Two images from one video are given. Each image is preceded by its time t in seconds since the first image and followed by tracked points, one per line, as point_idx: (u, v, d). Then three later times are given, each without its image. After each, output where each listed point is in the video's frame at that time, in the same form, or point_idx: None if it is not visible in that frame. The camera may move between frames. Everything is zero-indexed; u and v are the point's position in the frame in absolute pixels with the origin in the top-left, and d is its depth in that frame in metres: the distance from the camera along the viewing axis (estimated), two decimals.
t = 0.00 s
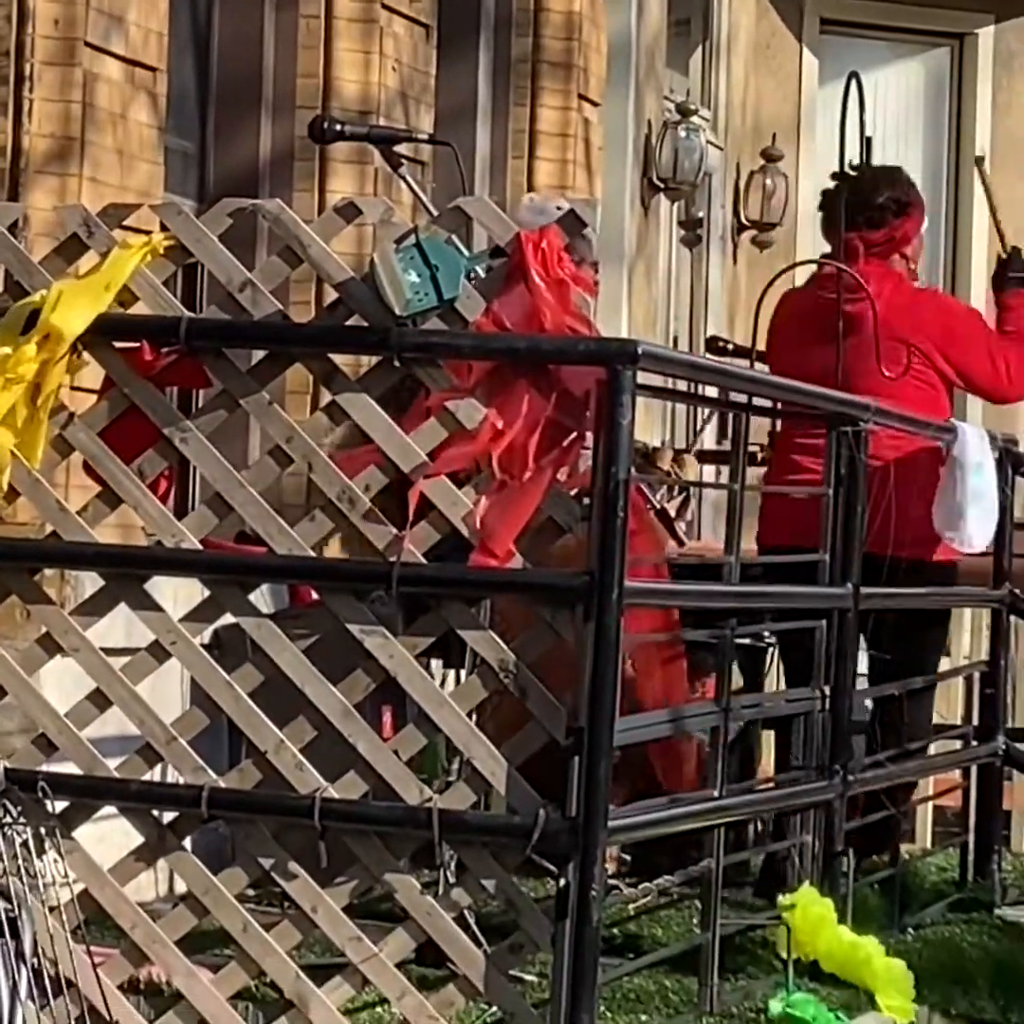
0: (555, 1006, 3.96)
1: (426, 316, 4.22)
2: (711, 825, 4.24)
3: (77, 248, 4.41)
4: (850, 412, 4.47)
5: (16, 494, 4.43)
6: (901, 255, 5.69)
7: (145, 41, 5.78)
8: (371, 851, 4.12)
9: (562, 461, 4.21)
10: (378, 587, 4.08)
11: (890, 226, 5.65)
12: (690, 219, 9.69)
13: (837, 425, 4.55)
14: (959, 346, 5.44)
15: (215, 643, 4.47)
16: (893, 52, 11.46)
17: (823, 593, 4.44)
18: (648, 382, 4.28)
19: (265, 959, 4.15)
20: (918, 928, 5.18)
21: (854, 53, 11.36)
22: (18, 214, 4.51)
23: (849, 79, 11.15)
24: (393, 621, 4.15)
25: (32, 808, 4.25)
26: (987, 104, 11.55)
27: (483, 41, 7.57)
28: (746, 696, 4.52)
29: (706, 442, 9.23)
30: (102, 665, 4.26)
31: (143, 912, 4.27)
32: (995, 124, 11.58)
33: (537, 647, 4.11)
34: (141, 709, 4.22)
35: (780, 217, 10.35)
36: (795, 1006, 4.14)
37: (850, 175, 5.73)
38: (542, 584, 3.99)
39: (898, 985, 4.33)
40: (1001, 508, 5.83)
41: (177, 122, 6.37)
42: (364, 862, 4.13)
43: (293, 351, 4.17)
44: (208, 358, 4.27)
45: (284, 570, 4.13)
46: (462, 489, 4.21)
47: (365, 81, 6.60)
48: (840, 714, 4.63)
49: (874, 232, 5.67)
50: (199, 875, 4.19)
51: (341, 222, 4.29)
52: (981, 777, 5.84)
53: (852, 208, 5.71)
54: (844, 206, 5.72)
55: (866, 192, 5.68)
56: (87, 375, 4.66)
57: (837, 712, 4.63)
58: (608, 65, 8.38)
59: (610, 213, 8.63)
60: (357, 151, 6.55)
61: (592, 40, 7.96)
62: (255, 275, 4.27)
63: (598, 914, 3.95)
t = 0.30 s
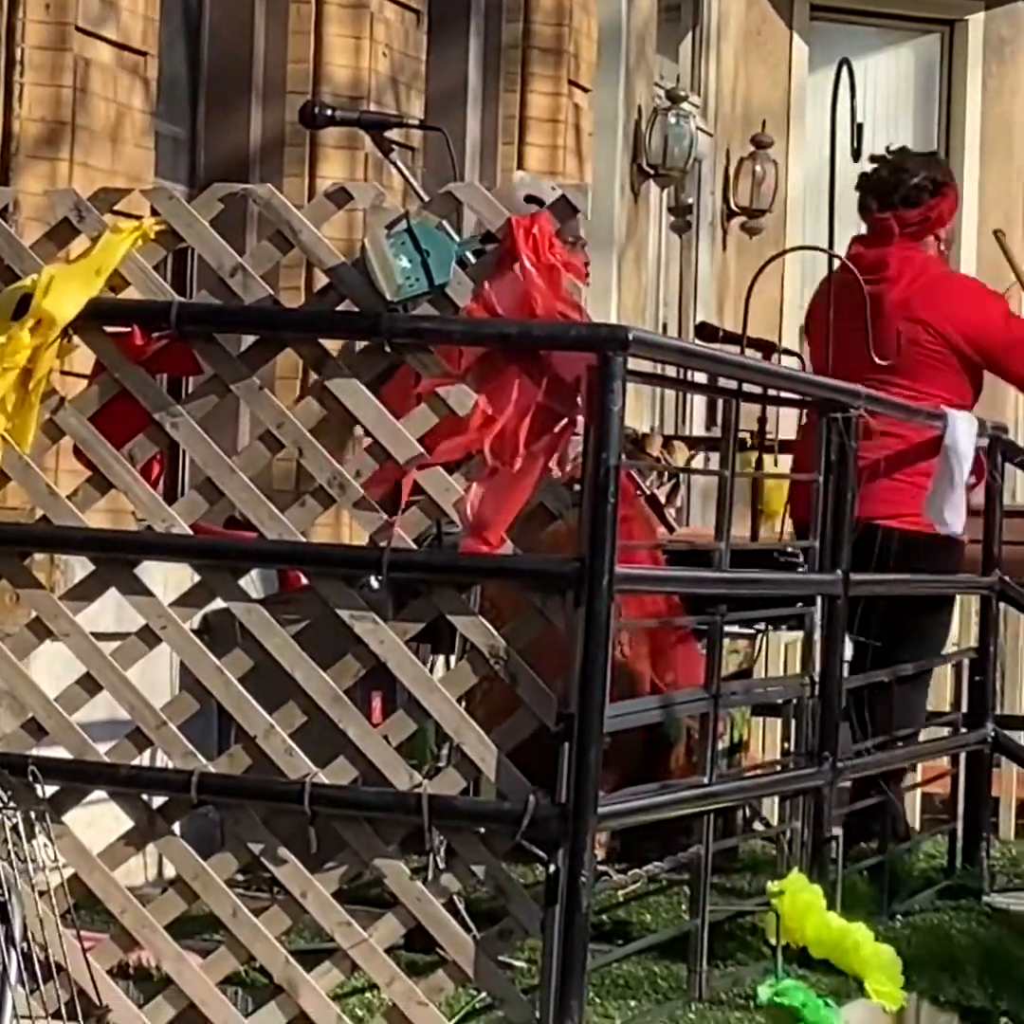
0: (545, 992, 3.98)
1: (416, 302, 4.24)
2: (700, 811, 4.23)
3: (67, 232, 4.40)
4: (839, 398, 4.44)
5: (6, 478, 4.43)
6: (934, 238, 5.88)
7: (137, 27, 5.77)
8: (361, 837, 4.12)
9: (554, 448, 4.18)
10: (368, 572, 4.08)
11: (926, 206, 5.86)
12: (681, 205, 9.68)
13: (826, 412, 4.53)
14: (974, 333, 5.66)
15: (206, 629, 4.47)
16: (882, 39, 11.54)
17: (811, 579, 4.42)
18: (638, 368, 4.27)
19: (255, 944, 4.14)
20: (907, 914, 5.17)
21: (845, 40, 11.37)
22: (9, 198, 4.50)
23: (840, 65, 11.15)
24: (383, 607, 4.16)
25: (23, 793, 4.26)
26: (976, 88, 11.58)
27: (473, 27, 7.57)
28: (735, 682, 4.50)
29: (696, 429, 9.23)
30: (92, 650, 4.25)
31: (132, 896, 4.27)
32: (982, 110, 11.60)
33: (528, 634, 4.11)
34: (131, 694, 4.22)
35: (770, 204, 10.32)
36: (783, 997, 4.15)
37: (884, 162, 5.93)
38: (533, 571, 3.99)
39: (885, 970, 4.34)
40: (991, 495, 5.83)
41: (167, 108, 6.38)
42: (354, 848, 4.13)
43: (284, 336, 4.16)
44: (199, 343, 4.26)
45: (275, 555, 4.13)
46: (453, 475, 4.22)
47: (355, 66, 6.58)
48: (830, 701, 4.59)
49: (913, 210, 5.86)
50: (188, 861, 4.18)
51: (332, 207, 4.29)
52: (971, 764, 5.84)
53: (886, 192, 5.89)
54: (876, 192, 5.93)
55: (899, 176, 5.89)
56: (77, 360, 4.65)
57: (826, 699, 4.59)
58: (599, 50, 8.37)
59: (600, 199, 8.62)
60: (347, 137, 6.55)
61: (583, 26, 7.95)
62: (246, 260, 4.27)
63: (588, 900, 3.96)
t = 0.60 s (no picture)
0: (531, 974, 3.98)
1: (404, 285, 4.25)
2: (687, 794, 4.24)
3: (55, 214, 4.39)
4: (828, 382, 4.44)
5: None
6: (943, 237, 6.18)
7: (126, 9, 5.76)
8: (347, 820, 4.12)
9: (542, 432, 4.18)
10: (356, 555, 4.08)
11: (931, 206, 6.17)
12: (668, 189, 9.66)
13: (814, 396, 4.53)
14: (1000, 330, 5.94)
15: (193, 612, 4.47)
16: (869, 24, 11.49)
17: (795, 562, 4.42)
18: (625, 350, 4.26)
19: (242, 927, 4.14)
20: (894, 899, 5.15)
21: (834, 25, 11.36)
22: None
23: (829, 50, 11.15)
24: (370, 590, 4.16)
25: (8, 775, 4.24)
26: (963, 75, 11.64)
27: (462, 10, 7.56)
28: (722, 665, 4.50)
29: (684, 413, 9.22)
30: (79, 632, 4.25)
31: (119, 879, 4.26)
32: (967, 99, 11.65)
33: (514, 618, 4.12)
34: (118, 677, 4.21)
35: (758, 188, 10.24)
36: (769, 981, 4.35)
37: (888, 166, 6.25)
38: (520, 554, 3.99)
39: (871, 951, 4.49)
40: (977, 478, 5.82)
41: (156, 91, 6.37)
42: (340, 831, 4.13)
43: (272, 319, 4.16)
44: (187, 325, 4.26)
45: (262, 537, 4.13)
46: (441, 458, 4.22)
47: (344, 49, 6.57)
48: (816, 684, 4.59)
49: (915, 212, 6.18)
50: (175, 844, 4.18)
51: (321, 190, 4.28)
52: (957, 749, 5.85)
53: (891, 196, 6.22)
54: (882, 196, 6.25)
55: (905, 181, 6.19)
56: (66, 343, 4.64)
57: (812, 682, 4.60)
58: (587, 33, 8.36)
59: (589, 183, 8.61)
60: (335, 120, 6.53)
61: (571, 9, 7.95)
62: (234, 243, 4.27)
63: (574, 883, 3.97)
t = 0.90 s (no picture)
0: (520, 954, 3.97)
1: (394, 267, 4.23)
2: (676, 774, 4.24)
3: (44, 194, 4.38)
4: (818, 362, 4.43)
5: None
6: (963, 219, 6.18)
7: None
8: (336, 800, 4.12)
9: (535, 412, 4.18)
10: (345, 535, 4.08)
11: (947, 192, 6.17)
12: (658, 170, 9.61)
13: (804, 376, 4.52)
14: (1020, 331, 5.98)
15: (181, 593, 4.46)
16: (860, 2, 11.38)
17: (783, 542, 4.39)
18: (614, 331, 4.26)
19: (231, 908, 4.15)
20: (882, 879, 5.15)
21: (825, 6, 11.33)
22: None
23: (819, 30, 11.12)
24: (359, 570, 4.16)
25: None
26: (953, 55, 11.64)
27: None
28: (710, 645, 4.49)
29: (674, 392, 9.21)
30: (68, 612, 4.24)
31: (108, 859, 4.26)
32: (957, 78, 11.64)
33: (503, 599, 4.12)
34: (107, 656, 4.21)
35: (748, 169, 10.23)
36: (758, 962, 4.36)
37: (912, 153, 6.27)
38: (510, 535, 4.00)
39: (858, 932, 4.51)
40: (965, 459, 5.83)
41: (145, 71, 6.36)
42: (329, 811, 4.13)
43: (262, 299, 4.16)
44: (176, 305, 4.25)
45: (251, 518, 4.13)
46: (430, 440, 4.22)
47: (334, 29, 6.55)
48: (806, 664, 4.58)
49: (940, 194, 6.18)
50: (164, 824, 4.18)
51: (310, 170, 4.28)
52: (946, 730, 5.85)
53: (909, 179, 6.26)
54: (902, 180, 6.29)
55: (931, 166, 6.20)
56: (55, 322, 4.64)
57: (802, 662, 4.59)
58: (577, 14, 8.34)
59: (578, 164, 8.59)
60: (325, 100, 6.51)
61: None
62: (224, 223, 4.26)
63: (564, 863, 3.97)
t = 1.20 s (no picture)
0: (509, 930, 3.99)
1: (384, 243, 4.22)
2: (665, 750, 4.24)
3: (33, 170, 4.37)
4: (808, 338, 4.42)
5: None
6: (1006, 228, 6.32)
7: None
8: (325, 777, 4.13)
9: (525, 389, 4.18)
10: (334, 512, 4.09)
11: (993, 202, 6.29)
12: (648, 147, 9.57)
13: (792, 353, 4.51)
14: None
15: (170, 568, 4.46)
16: None
17: (770, 519, 4.38)
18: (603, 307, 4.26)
19: (220, 883, 4.15)
20: (870, 855, 5.15)
21: None
22: None
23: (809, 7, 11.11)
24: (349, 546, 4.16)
25: None
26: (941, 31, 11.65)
27: None
28: (698, 622, 4.49)
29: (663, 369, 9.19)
30: (57, 589, 4.24)
31: (96, 835, 4.26)
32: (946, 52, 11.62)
33: (492, 575, 4.12)
34: (96, 632, 4.20)
35: (737, 146, 10.24)
36: (746, 938, 4.37)
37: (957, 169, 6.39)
38: (499, 511, 4.00)
39: (846, 908, 4.52)
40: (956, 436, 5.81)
41: (133, 47, 6.35)
42: (318, 787, 4.13)
43: (252, 275, 4.15)
44: (165, 281, 4.25)
45: (241, 494, 4.13)
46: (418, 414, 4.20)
47: (323, 5, 6.53)
48: (794, 640, 4.58)
49: (981, 202, 6.31)
50: (153, 799, 4.18)
51: (299, 146, 4.26)
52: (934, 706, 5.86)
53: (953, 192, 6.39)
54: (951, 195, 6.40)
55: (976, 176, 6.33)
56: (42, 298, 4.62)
57: (791, 638, 4.58)
58: None
59: (567, 140, 8.57)
60: (314, 76, 6.49)
61: None
62: (213, 199, 4.25)
63: (552, 838, 3.99)
